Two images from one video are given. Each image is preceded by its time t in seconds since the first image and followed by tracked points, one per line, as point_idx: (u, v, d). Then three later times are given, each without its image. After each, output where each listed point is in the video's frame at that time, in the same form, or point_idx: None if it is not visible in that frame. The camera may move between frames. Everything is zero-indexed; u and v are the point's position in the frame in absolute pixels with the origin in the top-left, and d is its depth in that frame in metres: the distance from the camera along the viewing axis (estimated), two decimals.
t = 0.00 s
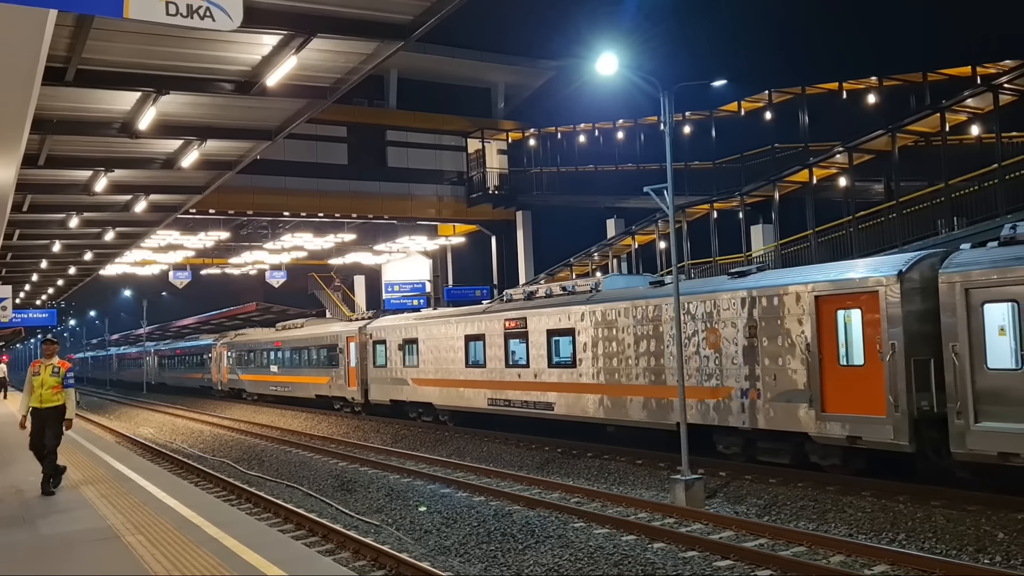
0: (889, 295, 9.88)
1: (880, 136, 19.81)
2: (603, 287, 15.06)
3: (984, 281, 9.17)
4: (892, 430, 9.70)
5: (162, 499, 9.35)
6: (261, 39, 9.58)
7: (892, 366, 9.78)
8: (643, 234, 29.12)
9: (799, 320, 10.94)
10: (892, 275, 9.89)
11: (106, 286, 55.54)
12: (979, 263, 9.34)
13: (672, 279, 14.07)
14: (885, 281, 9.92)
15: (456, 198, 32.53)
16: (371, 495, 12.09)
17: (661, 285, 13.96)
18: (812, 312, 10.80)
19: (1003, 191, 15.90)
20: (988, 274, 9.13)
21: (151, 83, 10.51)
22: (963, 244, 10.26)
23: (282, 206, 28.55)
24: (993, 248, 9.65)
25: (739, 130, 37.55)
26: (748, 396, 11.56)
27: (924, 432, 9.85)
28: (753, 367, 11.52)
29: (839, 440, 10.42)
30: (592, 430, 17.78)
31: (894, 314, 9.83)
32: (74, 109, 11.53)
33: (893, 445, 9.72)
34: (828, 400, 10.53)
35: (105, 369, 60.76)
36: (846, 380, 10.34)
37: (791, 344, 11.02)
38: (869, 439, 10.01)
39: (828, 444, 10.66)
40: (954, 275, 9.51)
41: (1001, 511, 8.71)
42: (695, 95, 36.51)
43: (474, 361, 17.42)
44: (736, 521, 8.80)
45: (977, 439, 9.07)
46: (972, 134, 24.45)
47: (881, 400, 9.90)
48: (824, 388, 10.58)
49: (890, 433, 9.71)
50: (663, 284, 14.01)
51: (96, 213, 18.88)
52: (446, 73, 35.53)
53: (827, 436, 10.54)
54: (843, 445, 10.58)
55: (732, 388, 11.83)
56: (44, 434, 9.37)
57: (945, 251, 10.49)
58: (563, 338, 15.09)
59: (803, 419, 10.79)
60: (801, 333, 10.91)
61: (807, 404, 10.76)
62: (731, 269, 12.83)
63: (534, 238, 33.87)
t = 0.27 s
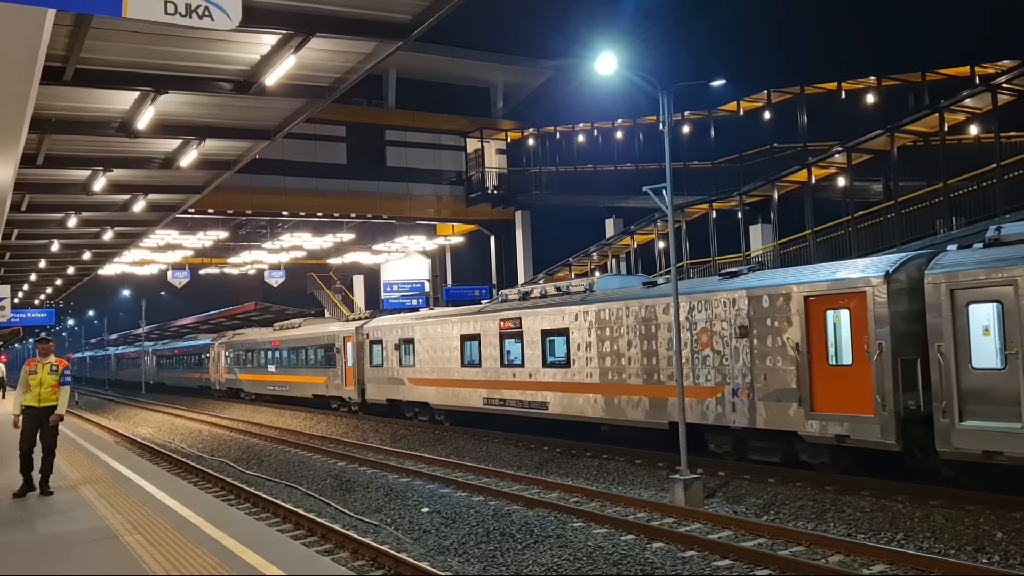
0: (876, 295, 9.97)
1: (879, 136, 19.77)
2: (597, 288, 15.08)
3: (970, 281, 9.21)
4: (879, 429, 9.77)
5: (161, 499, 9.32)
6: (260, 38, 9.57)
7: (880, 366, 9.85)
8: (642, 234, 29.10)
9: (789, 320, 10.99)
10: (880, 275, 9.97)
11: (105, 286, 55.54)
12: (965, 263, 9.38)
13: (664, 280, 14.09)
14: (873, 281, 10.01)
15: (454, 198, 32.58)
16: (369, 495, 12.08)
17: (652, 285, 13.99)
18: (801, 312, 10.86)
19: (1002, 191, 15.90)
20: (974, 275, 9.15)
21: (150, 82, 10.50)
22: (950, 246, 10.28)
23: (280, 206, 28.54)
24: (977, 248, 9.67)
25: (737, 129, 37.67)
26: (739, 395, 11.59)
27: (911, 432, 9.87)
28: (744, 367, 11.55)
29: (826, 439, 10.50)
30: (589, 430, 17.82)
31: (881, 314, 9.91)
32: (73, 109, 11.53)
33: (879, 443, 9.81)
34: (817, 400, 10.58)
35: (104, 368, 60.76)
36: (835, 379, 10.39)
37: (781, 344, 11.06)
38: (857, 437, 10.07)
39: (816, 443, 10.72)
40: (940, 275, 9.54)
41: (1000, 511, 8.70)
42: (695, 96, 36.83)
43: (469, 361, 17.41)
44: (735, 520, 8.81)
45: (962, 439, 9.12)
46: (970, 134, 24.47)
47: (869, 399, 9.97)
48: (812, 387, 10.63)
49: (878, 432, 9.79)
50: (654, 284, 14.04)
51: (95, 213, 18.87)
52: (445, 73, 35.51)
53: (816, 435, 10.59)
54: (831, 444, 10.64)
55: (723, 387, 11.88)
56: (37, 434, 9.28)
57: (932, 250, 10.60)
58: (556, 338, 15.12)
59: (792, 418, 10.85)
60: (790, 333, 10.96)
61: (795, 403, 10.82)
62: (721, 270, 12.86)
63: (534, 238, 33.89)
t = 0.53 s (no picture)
0: (864, 295, 10.09)
1: (879, 134, 19.64)
2: (591, 288, 15.13)
3: (956, 282, 9.37)
4: (868, 428, 9.88)
5: (161, 499, 9.31)
6: (259, 38, 9.57)
7: (869, 365, 9.94)
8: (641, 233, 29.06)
9: (780, 321, 11.07)
10: (868, 277, 10.09)
11: (104, 285, 55.53)
12: (951, 264, 9.56)
13: (657, 281, 14.13)
14: (861, 282, 10.12)
15: (453, 197, 32.66)
16: (369, 494, 12.09)
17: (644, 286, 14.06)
18: (791, 312, 10.94)
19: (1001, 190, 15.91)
20: (960, 276, 9.33)
21: (149, 82, 10.49)
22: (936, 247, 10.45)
23: (279, 206, 28.55)
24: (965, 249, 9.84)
25: (736, 129, 37.68)
26: (730, 395, 11.67)
27: (900, 430, 10.00)
28: (736, 367, 11.61)
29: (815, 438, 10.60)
30: (587, 429, 17.85)
31: (870, 314, 10.03)
32: (72, 108, 11.53)
33: (867, 442, 9.92)
34: (807, 399, 10.67)
35: (103, 368, 60.76)
36: (824, 379, 10.47)
37: (771, 344, 11.15)
38: (846, 436, 10.17)
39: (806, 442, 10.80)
40: (926, 276, 9.71)
41: (1000, 511, 8.71)
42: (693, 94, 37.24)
43: (465, 361, 17.41)
44: (734, 520, 8.81)
45: (949, 437, 9.30)
46: (970, 133, 24.51)
47: (858, 399, 10.07)
48: (802, 387, 10.72)
49: (867, 431, 9.90)
50: (647, 285, 14.10)
51: (94, 213, 18.86)
52: (444, 72, 35.49)
53: (806, 434, 10.67)
54: (820, 443, 10.74)
55: (714, 387, 11.96)
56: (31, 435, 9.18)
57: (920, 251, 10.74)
58: (550, 338, 15.16)
59: (782, 417, 10.93)
60: (780, 333, 11.06)
61: (786, 402, 10.90)
62: (712, 271, 12.94)
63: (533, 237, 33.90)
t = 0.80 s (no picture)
0: (853, 295, 10.23)
1: (878, 134, 19.61)
2: (585, 288, 15.17)
3: (942, 283, 9.50)
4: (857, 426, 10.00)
5: (160, 499, 9.29)
6: (258, 37, 9.56)
7: (857, 365, 10.07)
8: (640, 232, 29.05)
9: (771, 321, 11.19)
10: (856, 278, 10.24)
11: (103, 284, 55.48)
12: (937, 265, 9.70)
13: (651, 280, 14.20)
14: (849, 283, 10.28)
15: (452, 197, 32.75)
16: (368, 493, 12.09)
17: (638, 286, 14.15)
18: (782, 312, 11.07)
19: (1000, 190, 15.94)
20: (945, 276, 9.47)
21: (147, 81, 10.48)
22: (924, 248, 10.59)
23: (278, 205, 28.56)
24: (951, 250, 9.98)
25: (734, 129, 37.67)
26: (722, 394, 11.80)
27: (888, 429, 10.12)
28: (730, 366, 11.72)
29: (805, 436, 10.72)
30: (586, 428, 17.87)
31: (858, 313, 10.17)
32: (71, 107, 11.51)
33: (856, 440, 10.05)
34: (797, 398, 10.80)
35: (102, 367, 60.71)
36: (814, 378, 10.60)
37: (763, 344, 11.28)
38: (835, 435, 10.29)
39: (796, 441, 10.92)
40: (913, 276, 9.84)
41: (999, 510, 8.71)
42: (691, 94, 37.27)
43: (462, 360, 17.42)
44: (733, 519, 8.81)
45: (935, 435, 9.43)
46: (968, 133, 24.60)
47: (846, 398, 10.19)
48: (792, 386, 10.84)
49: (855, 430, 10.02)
50: (641, 285, 14.18)
51: (93, 212, 18.84)
52: (443, 72, 35.50)
53: (796, 432, 10.79)
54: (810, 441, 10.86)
55: (704, 387, 12.12)
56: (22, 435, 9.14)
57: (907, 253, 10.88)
58: (544, 337, 15.20)
59: (773, 416, 11.04)
60: (771, 332, 11.19)
61: (777, 400, 11.02)
62: (704, 272, 13.06)
63: (532, 237, 33.91)
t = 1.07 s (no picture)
0: (843, 295, 10.26)
1: (878, 133, 19.61)
2: (580, 288, 15.17)
3: (931, 283, 9.55)
4: (847, 426, 10.04)
5: (159, 498, 9.28)
6: (257, 37, 9.57)
7: (847, 364, 10.12)
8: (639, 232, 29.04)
9: (763, 321, 11.24)
10: (845, 278, 10.28)
11: (102, 284, 55.43)
12: (926, 266, 9.75)
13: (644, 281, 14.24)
14: (839, 283, 10.30)
15: (452, 196, 32.76)
16: (367, 493, 12.09)
17: (632, 286, 14.19)
18: (773, 312, 11.12)
19: (999, 189, 15.95)
20: (932, 277, 9.53)
21: (147, 80, 10.47)
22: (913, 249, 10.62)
23: (278, 204, 28.57)
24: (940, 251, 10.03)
25: (733, 129, 37.70)
26: (714, 393, 11.85)
27: (877, 428, 10.16)
28: (723, 366, 11.75)
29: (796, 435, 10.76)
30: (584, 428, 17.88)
31: (847, 313, 10.21)
32: (70, 107, 11.50)
33: (845, 439, 10.09)
34: (788, 397, 10.84)
35: (101, 367, 60.66)
36: (805, 378, 10.64)
37: (754, 344, 11.33)
38: (825, 434, 10.34)
39: (788, 440, 10.96)
40: (902, 277, 9.90)
41: (998, 510, 8.72)
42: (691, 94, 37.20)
43: (458, 360, 17.42)
44: (732, 519, 8.82)
45: (923, 434, 9.48)
46: (967, 132, 24.65)
47: (836, 397, 10.24)
48: (784, 385, 10.89)
49: (844, 429, 10.06)
50: (635, 285, 14.22)
51: (92, 211, 18.83)
52: (443, 72, 35.48)
53: (786, 431, 10.84)
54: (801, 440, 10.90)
55: (698, 386, 12.16)
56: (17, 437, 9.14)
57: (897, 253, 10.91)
58: (540, 337, 15.22)
59: (765, 415, 11.07)
60: (762, 332, 11.24)
61: (768, 400, 11.06)
62: (698, 272, 13.11)
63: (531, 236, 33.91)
